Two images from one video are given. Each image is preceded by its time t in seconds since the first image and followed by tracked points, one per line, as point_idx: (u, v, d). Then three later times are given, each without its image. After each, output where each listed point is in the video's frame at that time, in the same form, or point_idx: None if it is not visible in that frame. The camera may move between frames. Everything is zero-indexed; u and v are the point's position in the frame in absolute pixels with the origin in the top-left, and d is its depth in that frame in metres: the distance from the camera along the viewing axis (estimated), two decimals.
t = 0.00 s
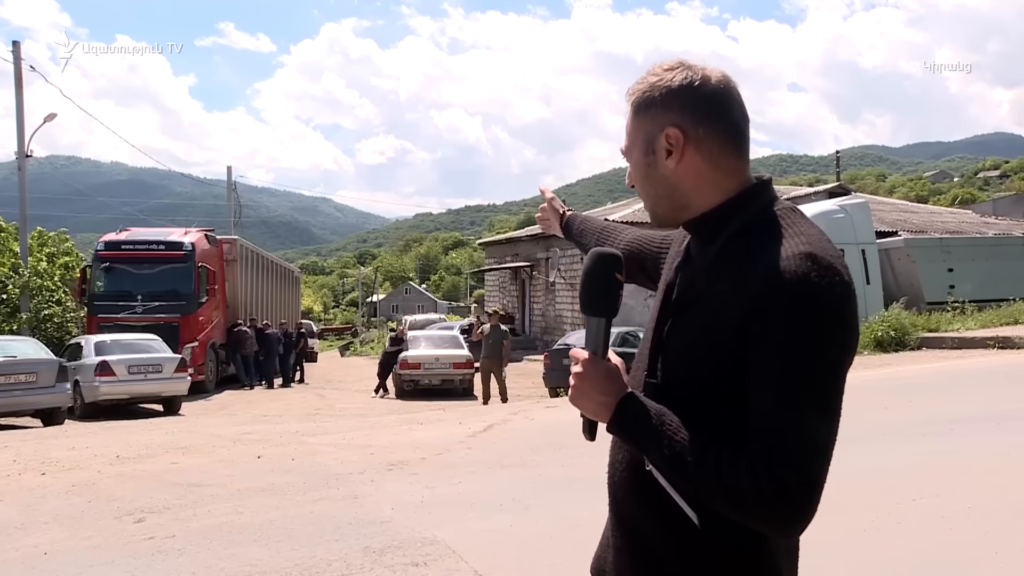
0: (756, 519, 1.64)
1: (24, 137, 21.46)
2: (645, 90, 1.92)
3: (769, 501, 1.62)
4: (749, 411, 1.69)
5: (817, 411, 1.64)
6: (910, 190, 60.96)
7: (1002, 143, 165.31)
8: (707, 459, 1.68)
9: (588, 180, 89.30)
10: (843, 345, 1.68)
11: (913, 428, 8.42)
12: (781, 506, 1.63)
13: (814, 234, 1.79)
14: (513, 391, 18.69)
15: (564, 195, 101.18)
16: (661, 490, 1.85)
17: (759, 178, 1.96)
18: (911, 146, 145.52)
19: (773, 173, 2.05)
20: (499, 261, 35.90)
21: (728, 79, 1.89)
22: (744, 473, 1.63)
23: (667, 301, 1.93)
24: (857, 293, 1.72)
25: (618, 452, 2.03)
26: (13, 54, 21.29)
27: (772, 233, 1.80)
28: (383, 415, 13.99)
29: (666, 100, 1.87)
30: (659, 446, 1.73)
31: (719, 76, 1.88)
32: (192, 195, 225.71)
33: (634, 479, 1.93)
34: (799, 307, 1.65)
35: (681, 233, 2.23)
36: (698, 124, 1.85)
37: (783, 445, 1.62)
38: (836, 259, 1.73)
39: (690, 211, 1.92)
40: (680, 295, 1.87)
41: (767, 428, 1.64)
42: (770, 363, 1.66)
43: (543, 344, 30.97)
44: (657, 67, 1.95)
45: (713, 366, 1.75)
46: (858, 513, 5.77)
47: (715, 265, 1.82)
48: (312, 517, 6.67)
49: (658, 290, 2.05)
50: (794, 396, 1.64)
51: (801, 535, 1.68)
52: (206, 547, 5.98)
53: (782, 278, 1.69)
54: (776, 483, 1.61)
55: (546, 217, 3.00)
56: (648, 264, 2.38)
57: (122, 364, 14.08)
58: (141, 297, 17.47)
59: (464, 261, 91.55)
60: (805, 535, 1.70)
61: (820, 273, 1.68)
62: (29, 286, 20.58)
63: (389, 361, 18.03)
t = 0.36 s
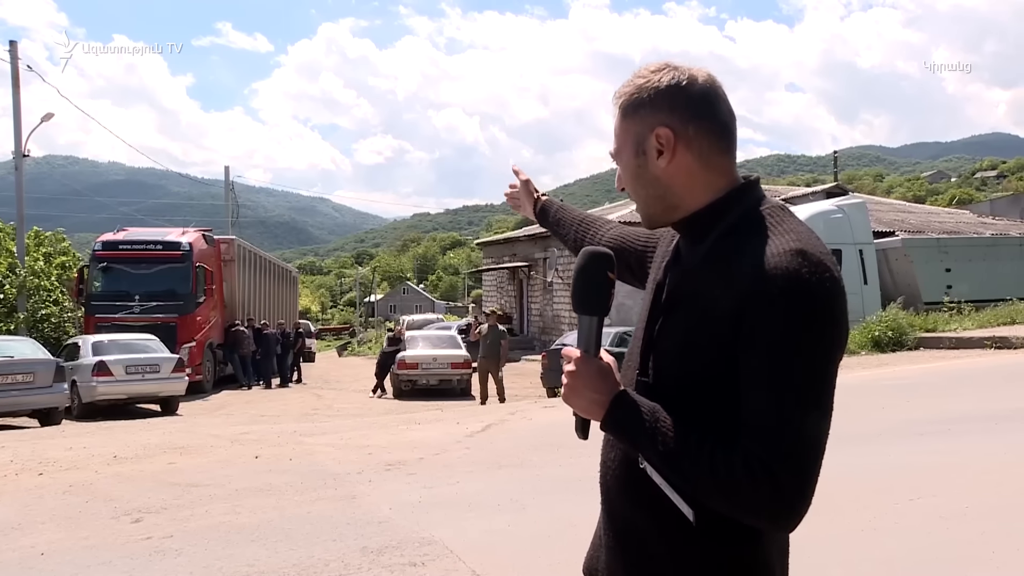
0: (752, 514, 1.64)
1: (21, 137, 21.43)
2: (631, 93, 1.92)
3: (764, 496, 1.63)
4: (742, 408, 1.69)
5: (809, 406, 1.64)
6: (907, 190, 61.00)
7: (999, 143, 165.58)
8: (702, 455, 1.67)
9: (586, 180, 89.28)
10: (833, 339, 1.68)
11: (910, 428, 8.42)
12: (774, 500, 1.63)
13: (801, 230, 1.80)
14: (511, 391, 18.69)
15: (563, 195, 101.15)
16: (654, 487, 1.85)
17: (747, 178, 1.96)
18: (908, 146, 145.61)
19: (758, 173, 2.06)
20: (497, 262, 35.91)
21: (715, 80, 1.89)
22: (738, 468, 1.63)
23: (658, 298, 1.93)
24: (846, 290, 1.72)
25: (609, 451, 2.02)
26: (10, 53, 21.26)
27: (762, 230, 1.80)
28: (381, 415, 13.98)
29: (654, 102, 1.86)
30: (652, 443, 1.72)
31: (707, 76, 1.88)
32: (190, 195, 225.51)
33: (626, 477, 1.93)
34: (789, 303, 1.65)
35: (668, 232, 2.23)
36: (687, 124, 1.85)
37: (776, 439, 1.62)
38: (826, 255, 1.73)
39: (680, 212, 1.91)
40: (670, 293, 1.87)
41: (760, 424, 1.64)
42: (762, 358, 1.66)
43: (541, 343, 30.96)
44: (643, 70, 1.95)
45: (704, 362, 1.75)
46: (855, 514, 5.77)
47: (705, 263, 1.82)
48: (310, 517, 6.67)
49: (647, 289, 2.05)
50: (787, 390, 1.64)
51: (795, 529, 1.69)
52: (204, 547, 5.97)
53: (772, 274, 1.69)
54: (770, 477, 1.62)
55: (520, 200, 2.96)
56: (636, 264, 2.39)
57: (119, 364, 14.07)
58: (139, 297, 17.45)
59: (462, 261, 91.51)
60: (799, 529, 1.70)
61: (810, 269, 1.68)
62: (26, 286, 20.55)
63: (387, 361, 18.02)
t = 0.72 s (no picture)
0: (757, 512, 1.63)
1: (20, 137, 21.41)
2: (622, 93, 1.91)
3: (770, 493, 1.62)
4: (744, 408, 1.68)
5: (811, 404, 1.64)
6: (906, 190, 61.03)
7: (998, 143, 165.65)
8: (705, 455, 1.66)
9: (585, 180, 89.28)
10: (834, 336, 1.68)
11: (909, 428, 8.41)
12: (781, 499, 1.62)
13: (798, 228, 1.80)
14: (510, 391, 18.68)
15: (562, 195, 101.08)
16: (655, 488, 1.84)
17: (739, 178, 1.97)
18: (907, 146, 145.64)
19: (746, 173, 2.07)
20: (496, 261, 35.87)
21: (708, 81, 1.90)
22: (743, 465, 1.62)
23: (654, 299, 1.92)
24: (844, 289, 1.72)
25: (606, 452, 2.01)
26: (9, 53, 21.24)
27: (758, 229, 1.80)
28: (380, 415, 13.97)
29: (651, 101, 1.86)
30: (654, 444, 1.72)
31: (699, 78, 1.89)
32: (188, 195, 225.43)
33: (626, 477, 1.92)
34: (792, 304, 1.65)
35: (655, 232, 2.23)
36: (686, 122, 1.85)
37: (780, 436, 1.62)
38: (824, 254, 1.73)
39: (676, 212, 1.90)
40: (667, 293, 1.86)
41: (763, 422, 1.63)
42: (764, 357, 1.65)
43: (539, 343, 30.95)
44: (632, 72, 1.94)
45: (705, 362, 1.74)
46: (855, 514, 5.76)
47: (703, 264, 1.81)
48: (309, 517, 6.66)
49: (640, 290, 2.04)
50: (790, 390, 1.63)
51: (799, 526, 1.68)
52: (203, 548, 5.96)
53: (771, 272, 1.68)
54: (777, 474, 1.61)
55: (491, 186, 2.90)
56: (622, 263, 2.38)
57: (118, 364, 14.06)
58: (138, 297, 17.43)
59: (461, 261, 91.49)
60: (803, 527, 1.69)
61: (810, 267, 1.68)
62: (25, 286, 20.53)
63: (386, 361, 18.00)
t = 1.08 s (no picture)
0: (769, 509, 1.63)
1: (19, 137, 21.41)
2: (620, 93, 1.90)
3: (781, 490, 1.62)
4: (754, 407, 1.67)
5: (818, 400, 1.64)
6: (905, 190, 61.04)
7: (998, 143, 165.75)
8: (714, 454, 1.66)
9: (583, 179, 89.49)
10: (839, 332, 1.68)
11: (909, 428, 8.41)
12: (792, 496, 1.63)
13: (795, 224, 1.81)
14: (509, 391, 18.67)
15: (562, 194, 101.02)
16: (661, 489, 1.83)
17: (734, 177, 1.97)
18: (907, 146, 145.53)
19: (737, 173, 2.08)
20: (495, 261, 35.87)
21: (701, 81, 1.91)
22: (754, 464, 1.62)
23: (654, 299, 1.92)
24: (844, 285, 1.73)
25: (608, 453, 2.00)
26: (8, 53, 21.23)
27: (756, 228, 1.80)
28: (379, 415, 13.96)
29: (652, 99, 1.85)
30: (661, 444, 1.70)
31: (694, 78, 1.90)
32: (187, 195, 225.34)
33: (630, 478, 1.90)
34: (798, 301, 1.64)
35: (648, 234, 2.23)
36: (687, 120, 1.85)
37: (790, 434, 1.62)
38: (824, 251, 1.74)
39: (676, 211, 1.89)
40: (669, 293, 1.85)
41: (773, 421, 1.62)
42: (771, 355, 1.65)
43: (539, 343, 30.93)
44: (624, 72, 1.94)
45: (710, 362, 1.74)
46: (855, 513, 5.76)
47: (706, 263, 1.80)
48: (309, 517, 6.65)
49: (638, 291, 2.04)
50: (798, 388, 1.63)
51: (808, 522, 1.69)
52: (203, 548, 5.95)
53: (775, 270, 1.68)
54: (787, 471, 1.61)
55: (469, 206, 2.89)
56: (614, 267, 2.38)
57: (118, 364, 14.05)
58: (138, 297, 17.43)
59: (461, 261, 91.44)
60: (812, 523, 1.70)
61: (813, 264, 1.68)
62: (24, 286, 20.54)
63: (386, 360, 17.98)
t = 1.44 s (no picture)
0: (781, 509, 1.63)
1: (17, 137, 21.39)
2: (621, 93, 1.90)
3: (794, 490, 1.61)
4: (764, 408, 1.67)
5: (829, 401, 1.64)
6: (904, 190, 61.08)
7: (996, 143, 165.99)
8: (725, 455, 1.65)
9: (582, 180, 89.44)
10: (847, 330, 1.68)
11: (908, 428, 8.40)
12: (803, 496, 1.62)
13: (799, 222, 1.81)
14: (508, 391, 18.66)
15: (560, 195, 100.95)
16: (668, 492, 1.82)
17: (733, 176, 1.97)
18: (905, 146, 145.57)
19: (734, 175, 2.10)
20: (494, 261, 35.87)
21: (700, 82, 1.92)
22: (766, 464, 1.61)
23: (658, 301, 1.91)
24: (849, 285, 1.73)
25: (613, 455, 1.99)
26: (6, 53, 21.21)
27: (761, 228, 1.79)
28: (378, 415, 13.95)
29: (655, 99, 1.85)
30: (671, 447, 1.69)
31: (694, 79, 1.91)
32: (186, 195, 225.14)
33: (636, 480, 1.89)
34: (803, 302, 1.65)
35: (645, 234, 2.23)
36: (691, 119, 1.86)
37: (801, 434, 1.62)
38: (831, 250, 1.74)
39: (680, 212, 1.88)
40: (674, 296, 1.85)
41: (785, 422, 1.62)
42: (779, 355, 1.65)
43: (538, 343, 30.92)
44: (622, 74, 1.94)
45: (717, 364, 1.73)
46: (854, 513, 5.75)
47: (710, 265, 1.80)
48: (308, 517, 6.64)
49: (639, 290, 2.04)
50: (809, 388, 1.63)
51: (820, 522, 1.68)
52: (201, 548, 5.95)
53: (783, 270, 1.68)
54: (801, 470, 1.61)
55: (453, 211, 2.85)
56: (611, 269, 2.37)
57: (116, 364, 14.03)
58: (136, 297, 17.41)
59: (459, 261, 91.41)
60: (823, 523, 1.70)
61: (821, 262, 1.68)
62: (22, 286, 20.51)
63: (385, 360, 17.96)
